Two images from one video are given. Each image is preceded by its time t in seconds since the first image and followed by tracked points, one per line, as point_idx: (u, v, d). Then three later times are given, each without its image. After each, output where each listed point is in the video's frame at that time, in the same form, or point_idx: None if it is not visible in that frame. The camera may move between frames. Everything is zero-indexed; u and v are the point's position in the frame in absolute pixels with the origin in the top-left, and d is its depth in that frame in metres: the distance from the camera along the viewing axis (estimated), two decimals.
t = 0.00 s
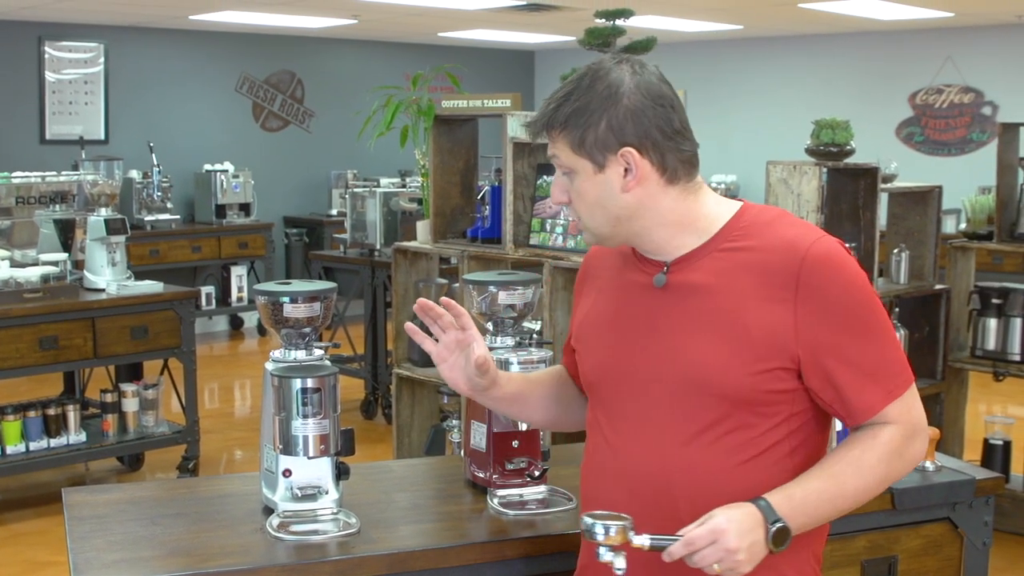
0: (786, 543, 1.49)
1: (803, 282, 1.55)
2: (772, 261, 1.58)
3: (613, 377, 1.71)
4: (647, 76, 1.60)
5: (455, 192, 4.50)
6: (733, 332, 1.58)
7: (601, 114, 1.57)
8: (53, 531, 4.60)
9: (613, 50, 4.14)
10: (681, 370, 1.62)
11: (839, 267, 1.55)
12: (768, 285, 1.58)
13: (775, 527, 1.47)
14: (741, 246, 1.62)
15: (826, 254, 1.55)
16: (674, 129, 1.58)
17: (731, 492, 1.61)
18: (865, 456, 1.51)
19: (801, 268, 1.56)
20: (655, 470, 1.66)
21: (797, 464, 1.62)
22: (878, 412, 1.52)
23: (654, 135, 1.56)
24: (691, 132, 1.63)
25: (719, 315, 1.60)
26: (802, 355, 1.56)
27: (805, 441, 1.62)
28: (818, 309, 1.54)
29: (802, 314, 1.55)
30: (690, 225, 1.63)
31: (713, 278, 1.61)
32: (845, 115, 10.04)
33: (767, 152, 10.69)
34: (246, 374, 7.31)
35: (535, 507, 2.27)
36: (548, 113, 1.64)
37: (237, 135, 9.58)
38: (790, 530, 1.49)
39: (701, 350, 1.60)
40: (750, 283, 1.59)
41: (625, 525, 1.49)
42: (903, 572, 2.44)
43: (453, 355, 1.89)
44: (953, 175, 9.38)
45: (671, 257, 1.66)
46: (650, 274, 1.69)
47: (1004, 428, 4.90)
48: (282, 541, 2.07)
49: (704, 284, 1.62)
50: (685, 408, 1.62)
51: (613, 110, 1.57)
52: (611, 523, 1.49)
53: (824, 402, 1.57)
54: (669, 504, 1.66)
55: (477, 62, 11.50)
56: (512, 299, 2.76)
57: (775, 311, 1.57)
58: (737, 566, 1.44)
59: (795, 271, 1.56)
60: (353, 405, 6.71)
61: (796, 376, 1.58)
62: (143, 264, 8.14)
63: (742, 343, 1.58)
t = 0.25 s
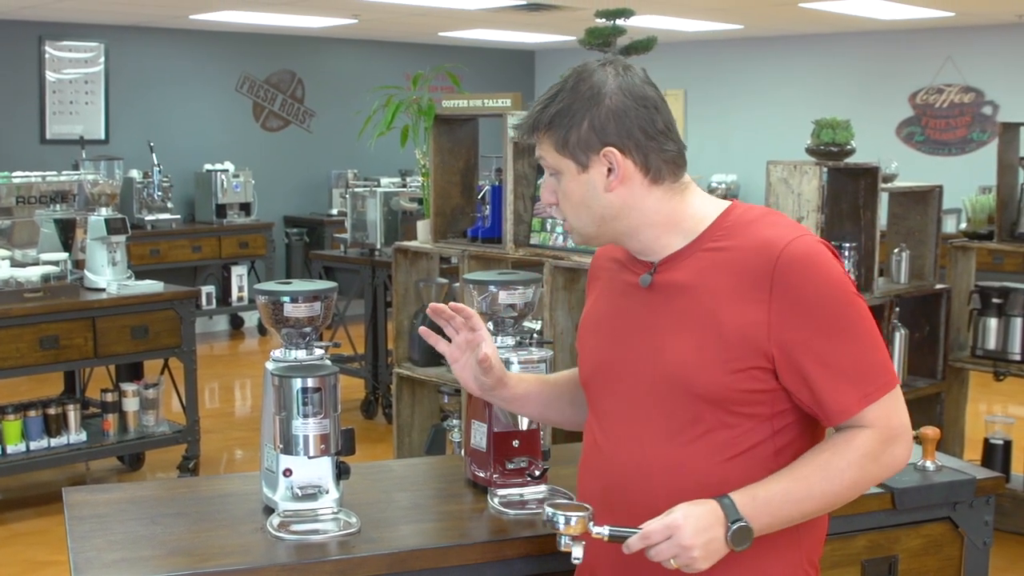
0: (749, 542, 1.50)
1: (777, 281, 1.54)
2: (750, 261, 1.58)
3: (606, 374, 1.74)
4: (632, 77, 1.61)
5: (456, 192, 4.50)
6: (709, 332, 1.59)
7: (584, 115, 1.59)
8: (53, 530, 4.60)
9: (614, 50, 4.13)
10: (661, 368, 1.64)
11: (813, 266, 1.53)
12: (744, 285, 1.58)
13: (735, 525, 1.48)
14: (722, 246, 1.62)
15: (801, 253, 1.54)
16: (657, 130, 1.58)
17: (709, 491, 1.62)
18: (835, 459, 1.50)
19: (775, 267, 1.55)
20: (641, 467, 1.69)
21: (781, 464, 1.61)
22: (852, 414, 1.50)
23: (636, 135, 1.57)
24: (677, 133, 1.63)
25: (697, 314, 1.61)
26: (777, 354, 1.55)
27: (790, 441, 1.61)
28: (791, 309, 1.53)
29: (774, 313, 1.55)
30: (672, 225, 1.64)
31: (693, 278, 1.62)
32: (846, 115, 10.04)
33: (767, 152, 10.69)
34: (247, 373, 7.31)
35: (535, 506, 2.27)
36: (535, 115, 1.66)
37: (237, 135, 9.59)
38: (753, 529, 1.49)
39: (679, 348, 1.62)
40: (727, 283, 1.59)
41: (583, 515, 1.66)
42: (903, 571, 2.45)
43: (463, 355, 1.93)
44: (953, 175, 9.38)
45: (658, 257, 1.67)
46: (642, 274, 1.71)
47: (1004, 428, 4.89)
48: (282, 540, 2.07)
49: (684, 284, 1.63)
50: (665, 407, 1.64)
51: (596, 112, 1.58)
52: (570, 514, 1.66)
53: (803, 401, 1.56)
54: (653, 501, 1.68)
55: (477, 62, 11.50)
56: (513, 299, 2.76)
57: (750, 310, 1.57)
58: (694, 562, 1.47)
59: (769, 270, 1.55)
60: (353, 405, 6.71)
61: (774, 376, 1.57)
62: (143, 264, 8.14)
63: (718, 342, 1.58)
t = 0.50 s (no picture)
0: (738, 541, 1.51)
1: (768, 279, 1.54)
2: (741, 259, 1.58)
3: (602, 375, 1.75)
4: (624, 78, 1.61)
5: (456, 191, 4.51)
6: (702, 331, 1.59)
7: (576, 116, 1.59)
8: (53, 529, 4.60)
9: (613, 49, 4.13)
10: (655, 368, 1.64)
11: (805, 263, 1.52)
12: (736, 283, 1.58)
13: (725, 524, 1.49)
14: (714, 245, 1.61)
15: (791, 251, 1.54)
16: (650, 130, 1.59)
17: (704, 489, 1.62)
18: (826, 458, 1.49)
19: (765, 265, 1.55)
20: (637, 467, 1.69)
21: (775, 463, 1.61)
22: (843, 413, 1.50)
23: (628, 135, 1.58)
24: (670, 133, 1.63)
25: (691, 313, 1.61)
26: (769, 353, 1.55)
27: (785, 440, 1.61)
28: (783, 307, 1.53)
29: (766, 312, 1.54)
30: (663, 226, 1.64)
31: (686, 277, 1.62)
32: (846, 114, 10.04)
33: (767, 151, 10.70)
34: (247, 373, 7.31)
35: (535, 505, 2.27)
36: (527, 117, 1.66)
37: (237, 134, 9.59)
38: (742, 529, 1.50)
39: (673, 347, 1.62)
40: (719, 282, 1.59)
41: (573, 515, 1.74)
42: (903, 570, 2.45)
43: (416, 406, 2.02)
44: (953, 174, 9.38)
45: (651, 257, 1.67)
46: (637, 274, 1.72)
47: (1004, 427, 4.89)
48: (282, 540, 2.07)
49: (678, 283, 1.63)
50: (661, 407, 1.64)
51: (589, 111, 1.59)
52: (561, 514, 1.75)
53: (796, 400, 1.55)
54: (650, 500, 1.68)
55: (477, 61, 11.50)
56: (513, 298, 2.76)
57: (742, 308, 1.56)
58: (683, 560, 1.48)
59: (760, 268, 1.55)
60: (353, 404, 6.71)
61: (767, 374, 1.57)
62: (143, 263, 8.14)
63: (710, 341, 1.58)
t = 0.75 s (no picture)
0: (745, 538, 1.50)
1: (768, 276, 1.54)
2: (740, 257, 1.58)
3: (601, 376, 1.74)
4: (618, 77, 1.62)
5: (456, 191, 4.51)
6: (702, 329, 1.59)
7: (573, 116, 1.59)
8: (52, 529, 4.60)
9: (613, 48, 4.13)
10: (655, 368, 1.64)
11: (804, 260, 1.53)
12: (736, 282, 1.58)
13: (733, 521, 1.49)
14: (713, 243, 1.62)
15: (790, 248, 1.54)
16: (646, 129, 1.59)
17: (705, 487, 1.62)
18: (830, 454, 1.49)
19: (765, 263, 1.55)
20: (638, 467, 1.69)
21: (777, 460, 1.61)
22: (844, 407, 1.50)
23: (625, 134, 1.58)
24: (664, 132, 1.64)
25: (690, 312, 1.61)
26: (769, 350, 1.55)
27: (786, 437, 1.61)
28: (783, 304, 1.53)
29: (766, 309, 1.54)
30: (662, 224, 1.64)
31: (685, 276, 1.62)
32: (845, 114, 10.04)
33: (766, 150, 10.70)
34: (247, 372, 7.31)
35: (535, 505, 2.27)
36: (523, 117, 1.66)
37: (237, 134, 9.59)
38: (749, 525, 1.50)
39: (673, 346, 1.62)
40: (719, 280, 1.59)
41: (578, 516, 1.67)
42: (903, 570, 2.45)
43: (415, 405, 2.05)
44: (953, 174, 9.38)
45: (650, 256, 1.67)
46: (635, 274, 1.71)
47: (1004, 427, 4.89)
48: (282, 540, 2.07)
49: (678, 282, 1.63)
50: (662, 406, 1.64)
51: (586, 109, 1.59)
52: (567, 514, 1.67)
53: (798, 396, 1.55)
54: (651, 499, 1.68)
55: (478, 60, 11.51)
56: (512, 298, 2.76)
57: (742, 306, 1.57)
58: (691, 559, 1.47)
59: (760, 266, 1.55)
60: (353, 404, 6.72)
61: (767, 371, 1.57)
62: (143, 263, 8.14)
63: (710, 339, 1.58)
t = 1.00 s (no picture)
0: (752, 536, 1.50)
1: (771, 275, 1.54)
2: (743, 256, 1.58)
3: (603, 376, 1.74)
4: (621, 77, 1.62)
5: (456, 190, 4.50)
6: (705, 328, 1.59)
7: (577, 116, 1.59)
8: (52, 528, 4.60)
9: (613, 47, 4.13)
10: (658, 368, 1.64)
11: (807, 259, 1.53)
12: (739, 281, 1.58)
13: (739, 520, 1.48)
14: (715, 243, 1.61)
15: (792, 246, 1.54)
16: (649, 129, 1.59)
17: (709, 486, 1.62)
18: (836, 452, 1.49)
19: (768, 262, 1.55)
20: (641, 467, 1.68)
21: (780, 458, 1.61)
22: (848, 405, 1.50)
23: (629, 134, 1.58)
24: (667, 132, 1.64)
25: (694, 311, 1.61)
26: (772, 348, 1.55)
27: (788, 436, 1.61)
28: (787, 303, 1.53)
29: (769, 308, 1.54)
30: (665, 223, 1.64)
31: (688, 274, 1.62)
32: (845, 114, 10.04)
33: (766, 150, 10.70)
34: (247, 371, 7.31)
35: (535, 505, 2.27)
36: (525, 114, 1.65)
37: (236, 133, 9.59)
38: (756, 524, 1.49)
39: (676, 346, 1.62)
40: (722, 280, 1.59)
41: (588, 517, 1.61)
42: (902, 570, 2.45)
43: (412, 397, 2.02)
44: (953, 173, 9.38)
45: (652, 256, 1.67)
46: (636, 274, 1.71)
47: (1004, 426, 4.89)
48: (282, 539, 2.07)
49: (681, 282, 1.63)
50: (665, 406, 1.64)
51: (591, 108, 1.59)
52: (575, 514, 1.61)
53: (802, 394, 1.55)
54: (655, 499, 1.68)
55: (477, 60, 11.51)
56: (513, 297, 2.76)
57: (745, 304, 1.56)
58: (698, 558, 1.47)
59: (763, 265, 1.55)
60: (353, 404, 6.72)
61: (771, 370, 1.57)
62: (143, 262, 8.14)
63: (714, 338, 1.58)
